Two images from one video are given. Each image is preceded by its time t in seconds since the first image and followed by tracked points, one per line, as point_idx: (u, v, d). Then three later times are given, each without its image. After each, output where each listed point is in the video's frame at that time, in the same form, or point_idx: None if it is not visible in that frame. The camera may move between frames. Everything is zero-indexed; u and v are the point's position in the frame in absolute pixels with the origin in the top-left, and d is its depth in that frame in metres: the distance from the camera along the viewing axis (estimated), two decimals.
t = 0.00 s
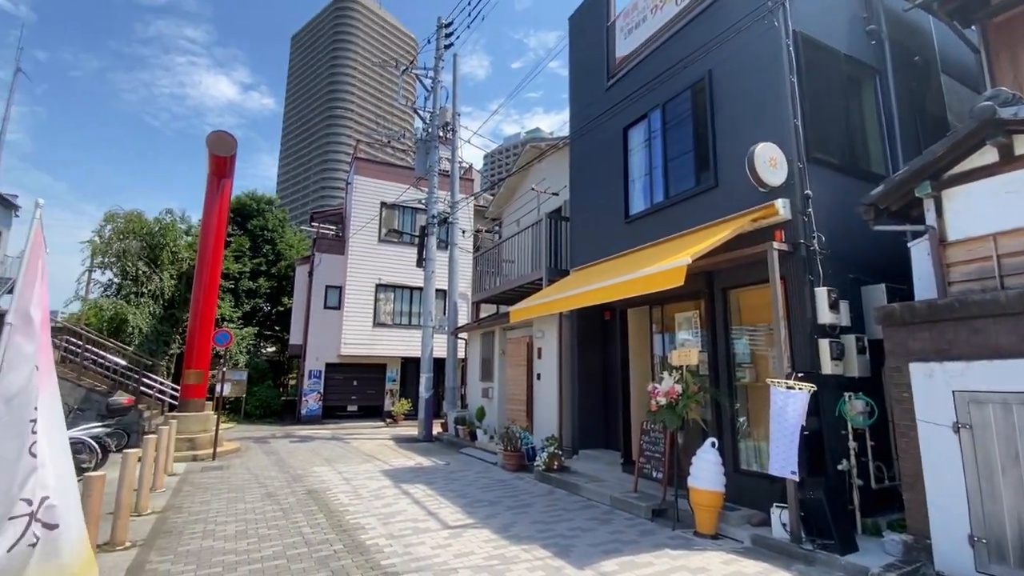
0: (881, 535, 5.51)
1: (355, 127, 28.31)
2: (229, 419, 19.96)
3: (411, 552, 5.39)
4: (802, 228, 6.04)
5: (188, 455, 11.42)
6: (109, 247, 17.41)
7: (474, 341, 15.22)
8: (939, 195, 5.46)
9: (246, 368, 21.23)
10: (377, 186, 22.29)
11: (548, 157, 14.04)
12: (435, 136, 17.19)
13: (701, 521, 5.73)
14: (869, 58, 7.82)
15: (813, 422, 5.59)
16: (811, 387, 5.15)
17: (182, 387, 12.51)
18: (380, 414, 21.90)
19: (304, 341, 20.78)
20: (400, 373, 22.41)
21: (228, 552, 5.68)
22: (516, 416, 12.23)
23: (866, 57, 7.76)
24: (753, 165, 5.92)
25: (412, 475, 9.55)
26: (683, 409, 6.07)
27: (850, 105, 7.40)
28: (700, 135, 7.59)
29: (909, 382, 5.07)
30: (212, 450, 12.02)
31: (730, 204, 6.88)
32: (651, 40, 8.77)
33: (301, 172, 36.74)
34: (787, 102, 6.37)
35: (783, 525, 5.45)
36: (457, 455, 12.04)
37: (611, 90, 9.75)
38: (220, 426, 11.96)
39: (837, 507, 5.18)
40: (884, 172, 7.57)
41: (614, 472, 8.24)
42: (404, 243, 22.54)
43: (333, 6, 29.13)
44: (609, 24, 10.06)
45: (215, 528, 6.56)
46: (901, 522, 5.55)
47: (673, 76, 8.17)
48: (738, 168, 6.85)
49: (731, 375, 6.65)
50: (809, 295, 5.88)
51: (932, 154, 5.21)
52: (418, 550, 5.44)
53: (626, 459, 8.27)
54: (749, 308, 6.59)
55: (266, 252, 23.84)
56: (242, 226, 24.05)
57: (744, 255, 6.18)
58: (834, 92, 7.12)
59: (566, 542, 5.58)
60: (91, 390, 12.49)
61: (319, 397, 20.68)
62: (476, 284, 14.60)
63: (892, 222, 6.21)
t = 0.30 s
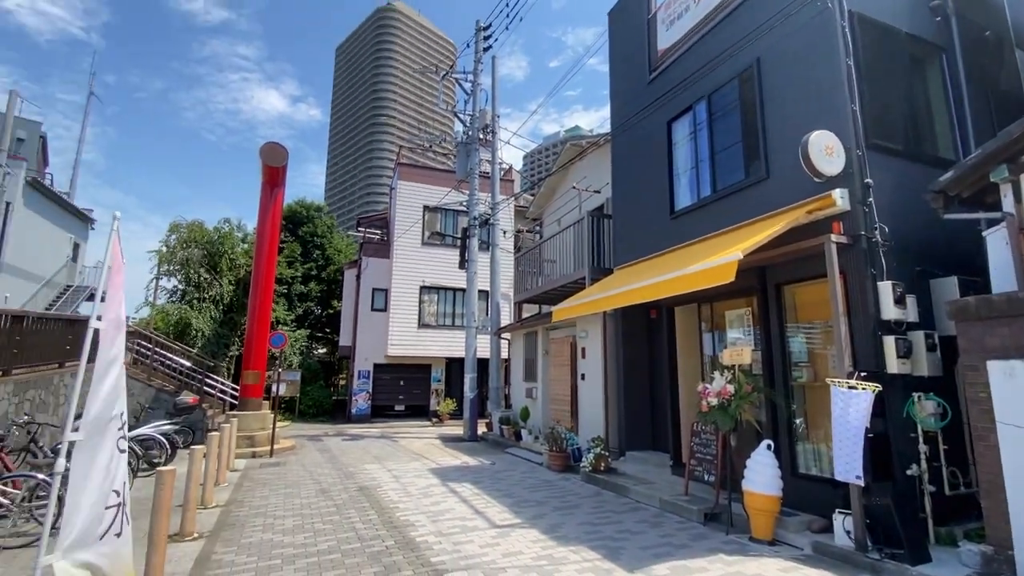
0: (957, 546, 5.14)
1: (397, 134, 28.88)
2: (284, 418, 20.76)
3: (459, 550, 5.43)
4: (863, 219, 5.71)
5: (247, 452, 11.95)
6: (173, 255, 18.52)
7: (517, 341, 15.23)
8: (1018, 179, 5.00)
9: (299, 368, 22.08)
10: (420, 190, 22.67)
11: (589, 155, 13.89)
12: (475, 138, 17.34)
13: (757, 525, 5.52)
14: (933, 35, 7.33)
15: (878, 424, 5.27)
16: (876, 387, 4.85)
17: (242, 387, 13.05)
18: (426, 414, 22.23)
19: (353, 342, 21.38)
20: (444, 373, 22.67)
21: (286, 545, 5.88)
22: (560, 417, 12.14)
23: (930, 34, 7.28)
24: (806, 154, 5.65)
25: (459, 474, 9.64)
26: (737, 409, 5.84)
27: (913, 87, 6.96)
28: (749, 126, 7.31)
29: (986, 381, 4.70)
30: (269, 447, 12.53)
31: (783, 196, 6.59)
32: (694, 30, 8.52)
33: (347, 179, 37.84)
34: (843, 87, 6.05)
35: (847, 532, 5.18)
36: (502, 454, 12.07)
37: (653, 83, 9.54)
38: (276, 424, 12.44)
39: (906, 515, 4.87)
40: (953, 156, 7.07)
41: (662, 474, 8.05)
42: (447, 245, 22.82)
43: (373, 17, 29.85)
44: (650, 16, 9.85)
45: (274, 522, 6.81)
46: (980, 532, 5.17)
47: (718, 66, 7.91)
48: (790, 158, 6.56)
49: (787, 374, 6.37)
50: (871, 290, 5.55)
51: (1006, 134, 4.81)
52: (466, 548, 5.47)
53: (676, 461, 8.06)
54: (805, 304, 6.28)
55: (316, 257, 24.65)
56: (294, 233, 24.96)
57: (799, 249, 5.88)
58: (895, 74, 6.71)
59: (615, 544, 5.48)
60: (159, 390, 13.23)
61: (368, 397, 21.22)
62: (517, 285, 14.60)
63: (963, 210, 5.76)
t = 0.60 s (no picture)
0: None
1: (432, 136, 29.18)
2: (329, 415, 21.33)
3: (503, 548, 5.41)
4: (926, 207, 5.34)
5: (295, 448, 12.33)
6: (225, 259, 19.36)
7: (556, 339, 15.13)
8: None
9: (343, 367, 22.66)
10: (456, 190, 22.84)
11: (627, 150, 13.66)
12: (511, 137, 17.33)
13: (812, 530, 5.28)
14: (1000, 9, 6.83)
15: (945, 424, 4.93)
16: (942, 385, 4.56)
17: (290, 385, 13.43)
18: (465, 412, 22.40)
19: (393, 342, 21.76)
20: (483, 372, 22.78)
21: (335, 539, 6.00)
22: (600, 416, 12.00)
23: (996, 8, 6.79)
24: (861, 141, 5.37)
25: (500, 472, 9.65)
26: (789, 409, 5.61)
27: (978, 66, 6.51)
28: (797, 113, 7.01)
29: None
30: (316, 443, 12.89)
31: (836, 186, 6.27)
32: (736, 17, 8.22)
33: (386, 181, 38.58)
34: (901, 67, 5.69)
35: (911, 539, 4.87)
36: (542, 453, 12.02)
37: (694, 73, 9.27)
38: (322, 421, 12.78)
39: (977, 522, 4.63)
40: None
41: (708, 475, 7.83)
42: (484, 245, 22.91)
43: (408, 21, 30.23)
44: (689, 5, 9.57)
45: (322, 516, 6.98)
46: None
47: (764, 52, 7.60)
48: (843, 145, 6.24)
49: (842, 372, 6.06)
50: (936, 282, 5.20)
51: None
52: (510, 547, 5.45)
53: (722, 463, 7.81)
54: (862, 299, 5.96)
55: (357, 259, 25.21)
56: (336, 236, 25.58)
57: (854, 241, 5.56)
58: (958, 52, 6.29)
59: (661, 546, 5.35)
60: (213, 388, 13.80)
61: (409, 395, 21.55)
62: (554, 283, 14.51)
63: None
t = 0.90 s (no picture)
0: None
1: (461, 137, 29.28)
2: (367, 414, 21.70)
3: (542, 550, 5.34)
4: (990, 195, 5.01)
5: (335, 446, 12.57)
6: (265, 262, 19.89)
7: (589, 338, 14.96)
8: None
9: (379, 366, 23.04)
10: (487, 190, 22.87)
11: (661, 144, 13.38)
12: (542, 135, 17.21)
13: (869, 538, 5.02)
14: None
15: (1015, 426, 4.61)
16: (1013, 385, 4.26)
17: (328, 384, 13.67)
18: (499, 411, 22.43)
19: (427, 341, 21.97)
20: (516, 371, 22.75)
21: (375, 537, 6.05)
22: (637, 416, 11.79)
23: None
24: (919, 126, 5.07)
25: (536, 472, 9.58)
26: (841, 410, 5.34)
27: None
28: (844, 99, 6.69)
29: None
30: (354, 442, 13.12)
31: (889, 175, 5.95)
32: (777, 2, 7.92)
33: (418, 182, 39.01)
34: (960, 46, 5.35)
35: (978, 547, 4.57)
36: (578, 453, 11.90)
37: (732, 63, 8.97)
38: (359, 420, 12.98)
39: None
40: None
41: (752, 478, 7.58)
42: (515, 244, 22.87)
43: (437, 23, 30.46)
44: None
45: (362, 514, 7.05)
46: None
47: (807, 37, 7.29)
48: (896, 132, 5.92)
49: (898, 371, 5.76)
50: (1002, 275, 4.87)
51: None
52: (550, 548, 5.37)
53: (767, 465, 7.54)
54: (920, 293, 5.64)
55: (391, 260, 25.54)
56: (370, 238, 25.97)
57: (910, 232, 5.26)
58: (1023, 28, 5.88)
59: (707, 551, 5.18)
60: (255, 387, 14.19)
61: (443, 394, 21.71)
62: (587, 281, 14.35)
63: None
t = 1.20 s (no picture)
0: None
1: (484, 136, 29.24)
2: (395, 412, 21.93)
3: (575, 552, 5.25)
4: None
5: (364, 444, 12.71)
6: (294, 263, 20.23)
7: (617, 336, 14.77)
8: None
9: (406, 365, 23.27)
10: (512, 188, 22.79)
11: (690, 137, 13.10)
12: (566, 131, 17.05)
13: (921, 545, 4.77)
14: None
15: None
16: None
17: (357, 383, 13.81)
18: (526, 410, 22.39)
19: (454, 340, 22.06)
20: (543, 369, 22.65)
21: (406, 535, 6.05)
22: (668, 415, 11.58)
23: None
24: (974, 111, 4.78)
25: (565, 472, 9.49)
26: (889, 410, 5.10)
27: None
28: (888, 84, 6.39)
29: None
30: (384, 440, 13.25)
31: (939, 163, 5.65)
32: None
33: (442, 182, 39.24)
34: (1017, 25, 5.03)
35: None
36: (607, 453, 11.75)
37: (766, 51, 8.68)
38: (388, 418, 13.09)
39: None
40: None
41: (791, 480, 7.33)
42: (540, 242, 22.73)
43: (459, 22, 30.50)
44: None
45: (393, 512, 7.07)
46: None
47: (847, 20, 6.97)
48: (946, 117, 5.62)
49: (950, 369, 5.47)
50: None
51: None
52: (582, 550, 5.28)
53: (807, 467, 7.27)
54: (974, 288, 5.33)
55: (416, 259, 25.71)
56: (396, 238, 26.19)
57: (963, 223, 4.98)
58: None
59: (746, 556, 5.01)
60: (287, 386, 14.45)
61: (470, 392, 21.77)
62: (615, 278, 14.15)
63: None
